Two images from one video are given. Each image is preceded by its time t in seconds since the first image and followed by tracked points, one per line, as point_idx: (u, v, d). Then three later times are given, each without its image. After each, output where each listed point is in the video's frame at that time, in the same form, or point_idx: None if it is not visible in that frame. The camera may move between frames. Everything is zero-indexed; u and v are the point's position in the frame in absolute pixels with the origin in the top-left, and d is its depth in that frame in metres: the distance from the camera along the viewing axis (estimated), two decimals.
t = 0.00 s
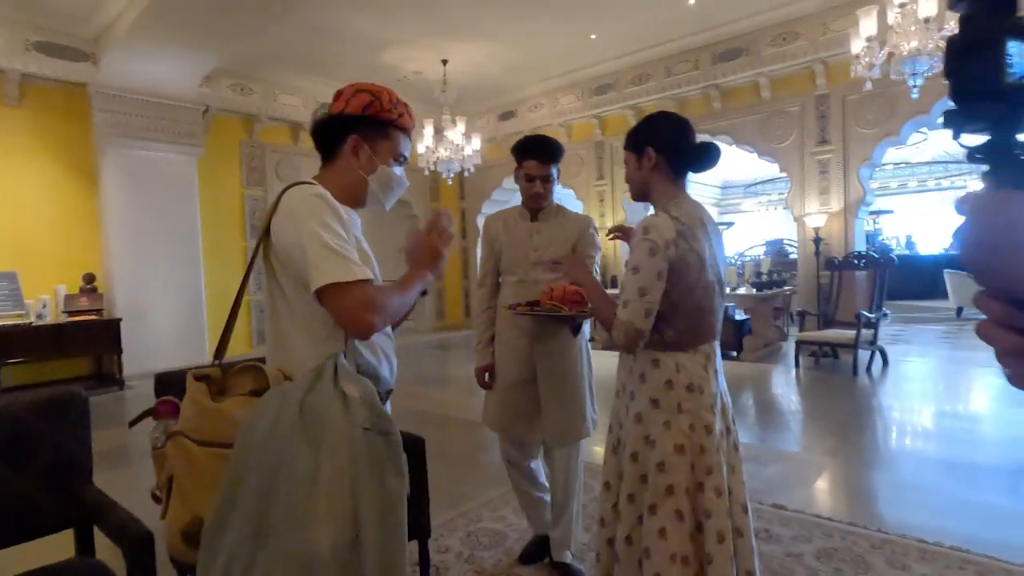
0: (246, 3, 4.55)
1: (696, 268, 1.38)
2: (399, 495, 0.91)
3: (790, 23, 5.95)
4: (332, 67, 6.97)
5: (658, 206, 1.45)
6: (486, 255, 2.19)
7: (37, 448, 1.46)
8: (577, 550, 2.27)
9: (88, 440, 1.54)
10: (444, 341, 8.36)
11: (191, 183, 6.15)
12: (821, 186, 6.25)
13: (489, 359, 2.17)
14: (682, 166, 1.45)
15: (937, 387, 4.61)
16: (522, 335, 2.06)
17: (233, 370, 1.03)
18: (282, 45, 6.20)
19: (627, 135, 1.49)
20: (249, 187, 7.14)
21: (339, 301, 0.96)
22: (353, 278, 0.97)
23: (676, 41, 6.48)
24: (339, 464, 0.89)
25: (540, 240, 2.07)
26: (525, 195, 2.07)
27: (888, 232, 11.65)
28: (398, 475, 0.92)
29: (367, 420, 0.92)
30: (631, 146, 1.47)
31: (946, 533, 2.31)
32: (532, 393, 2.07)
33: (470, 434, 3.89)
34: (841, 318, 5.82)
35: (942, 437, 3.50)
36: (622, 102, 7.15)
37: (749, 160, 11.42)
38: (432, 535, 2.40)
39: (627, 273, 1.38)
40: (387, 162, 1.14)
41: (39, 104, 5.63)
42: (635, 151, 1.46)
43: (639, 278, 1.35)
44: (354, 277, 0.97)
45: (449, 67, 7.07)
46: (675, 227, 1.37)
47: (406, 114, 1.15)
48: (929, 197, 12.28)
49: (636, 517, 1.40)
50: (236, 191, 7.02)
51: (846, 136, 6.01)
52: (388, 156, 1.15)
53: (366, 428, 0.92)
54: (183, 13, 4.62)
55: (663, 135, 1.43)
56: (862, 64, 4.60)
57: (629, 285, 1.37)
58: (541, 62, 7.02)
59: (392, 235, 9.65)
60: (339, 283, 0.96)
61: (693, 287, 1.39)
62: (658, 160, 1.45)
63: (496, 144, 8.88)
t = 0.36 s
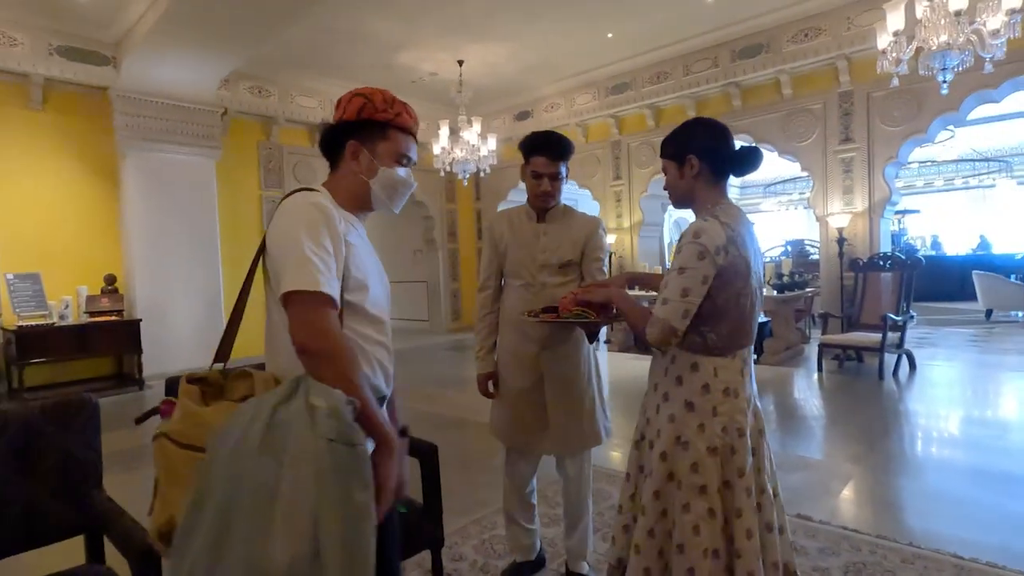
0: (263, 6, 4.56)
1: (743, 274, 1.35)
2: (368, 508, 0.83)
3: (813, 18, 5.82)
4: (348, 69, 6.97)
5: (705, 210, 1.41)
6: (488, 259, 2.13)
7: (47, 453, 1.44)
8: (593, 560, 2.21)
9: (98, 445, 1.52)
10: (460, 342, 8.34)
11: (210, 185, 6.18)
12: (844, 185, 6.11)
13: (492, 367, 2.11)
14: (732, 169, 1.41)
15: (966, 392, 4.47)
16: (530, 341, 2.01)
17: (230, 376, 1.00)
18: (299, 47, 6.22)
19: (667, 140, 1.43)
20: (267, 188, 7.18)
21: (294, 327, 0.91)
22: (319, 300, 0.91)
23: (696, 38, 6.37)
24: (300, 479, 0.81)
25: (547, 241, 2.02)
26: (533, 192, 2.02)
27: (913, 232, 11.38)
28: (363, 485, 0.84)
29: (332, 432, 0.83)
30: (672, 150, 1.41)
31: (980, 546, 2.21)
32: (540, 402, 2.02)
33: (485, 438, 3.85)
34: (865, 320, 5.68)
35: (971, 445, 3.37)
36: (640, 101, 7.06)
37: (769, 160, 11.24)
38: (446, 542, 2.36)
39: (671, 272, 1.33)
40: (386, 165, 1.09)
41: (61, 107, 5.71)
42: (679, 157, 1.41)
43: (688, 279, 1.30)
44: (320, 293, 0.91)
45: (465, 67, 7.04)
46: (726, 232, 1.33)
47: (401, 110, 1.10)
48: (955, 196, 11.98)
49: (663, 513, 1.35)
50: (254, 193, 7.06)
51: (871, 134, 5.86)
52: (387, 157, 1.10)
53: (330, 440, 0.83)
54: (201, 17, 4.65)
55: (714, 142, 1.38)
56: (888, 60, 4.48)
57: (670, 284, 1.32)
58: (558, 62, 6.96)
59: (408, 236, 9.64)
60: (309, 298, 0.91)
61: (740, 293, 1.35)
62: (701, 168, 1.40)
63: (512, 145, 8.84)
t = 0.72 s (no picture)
0: (280, 10, 4.58)
1: (771, 271, 1.30)
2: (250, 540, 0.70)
3: (837, 12, 5.70)
4: (364, 70, 6.98)
5: (730, 206, 1.35)
6: (493, 260, 2.10)
7: (59, 454, 1.44)
8: (608, 568, 2.16)
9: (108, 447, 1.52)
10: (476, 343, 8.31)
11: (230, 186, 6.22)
12: (869, 183, 5.96)
13: (498, 370, 2.07)
14: (764, 166, 1.35)
15: (997, 396, 4.33)
16: (537, 343, 1.97)
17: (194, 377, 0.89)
18: (316, 49, 6.24)
19: (682, 138, 1.38)
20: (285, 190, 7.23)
21: (239, 336, 0.76)
22: (268, 303, 0.77)
23: (716, 35, 6.27)
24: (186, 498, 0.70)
25: (553, 241, 1.98)
26: (535, 189, 1.98)
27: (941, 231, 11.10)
28: (233, 521, 0.69)
29: (220, 445, 0.70)
30: (690, 147, 1.36)
31: (1015, 559, 2.12)
32: (547, 406, 1.97)
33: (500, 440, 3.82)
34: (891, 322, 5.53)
35: (1002, 451, 3.25)
36: (658, 100, 6.97)
37: (791, 158, 11.05)
38: (458, 547, 2.32)
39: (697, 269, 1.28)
40: (324, 146, 0.95)
41: (85, 111, 5.80)
42: (699, 153, 1.35)
43: (717, 275, 1.25)
44: (270, 296, 0.77)
45: (481, 67, 7.02)
46: (753, 227, 1.28)
47: (343, 82, 0.96)
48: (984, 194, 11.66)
49: (702, 521, 1.29)
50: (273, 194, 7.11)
51: (896, 130, 5.71)
52: (332, 136, 0.96)
53: (218, 454, 0.70)
54: (219, 21, 4.68)
55: (735, 136, 1.33)
56: (916, 54, 4.34)
57: (693, 280, 1.27)
58: (575, 60, 6.90)
59: (425, 237, 9.65)
60: (260, 302, 0.77)
61: (769, 290, 1.30)
62: (722, 165, 1.34)
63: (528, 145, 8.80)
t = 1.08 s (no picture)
0: (279, 10, 4.56)
1: (771, 270, 1.26)
2: None
3: (841, 10, 5.65)
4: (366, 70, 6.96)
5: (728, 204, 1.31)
6: (499, 259, 2.07)
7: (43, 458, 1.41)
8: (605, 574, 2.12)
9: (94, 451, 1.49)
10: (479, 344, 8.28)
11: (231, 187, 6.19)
12: (874, 182, 5.89)
13: (501, 369, 2.03)
14: (763, 164, 1.32)
15: (1004, 397, 4.27)
16: (538, 343, 1.93)
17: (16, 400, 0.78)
18: (317, 49, 6.23)
19: (678, 135, 1.34)
20: (287, 190, 7.22)
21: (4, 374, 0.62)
22: (35, 336, 0.62)
23: (719, 33, 6.22)
24: None
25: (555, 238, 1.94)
26: (536, 187, 1.96)
27: (947, 230, 11.01)
28: None
29: None
30: (688, 144, 1.32)
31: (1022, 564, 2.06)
32: (546, 407, 1.94)
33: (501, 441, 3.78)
34: (896, 323, 5.47)
35: (1009, 454, 3.20)
36: (661, 98, 6.92)
37: (796, 157, 10.99)
38: (454, 552, 2.28)
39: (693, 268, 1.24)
40: (162, 141, 0.80)
41: (87, 112, 5.80)
42: (699, 150, 1.31)
43: (718, 277, 1.21)
44: (41, 328, 0.62)
45: (483, 67, 6.98)
46: (753, 226, 1.24)
47: (179, 61, 0.79)
48: (992, 193, 11.55)
49: (708, 532, 1.25)
50: (274, 195, 7.10)
51: (902, 128, 5.65)
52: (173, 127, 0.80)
53: None
54: (219, 21, 4.66)
55: (734, 132, 1.29)
56: (921, 51, 4.29)
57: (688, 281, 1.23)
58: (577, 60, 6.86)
59: (427, 238, 9.63)
60: (27, 337, 0.62)
61: (769, 289, 1.26)
62: (722, 162, 1.30)
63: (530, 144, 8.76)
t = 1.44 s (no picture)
0: (271, 8, 4.52)
1: (763, 263, 1.23)
2: None
3: (837, 5, 5.62)
4: (360, 68, 6.92)
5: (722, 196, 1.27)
6: (501, 255, 2.05)
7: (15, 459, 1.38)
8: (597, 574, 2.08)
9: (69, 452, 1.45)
10: (475, 342, 8.25)
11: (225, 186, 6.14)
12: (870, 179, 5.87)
13: (505, 364, 2.02)
14: (757, 160, 1.29)
15: (1002, 394, 4.24)
16: (538, 337, 1.90)
17: None
18: (311, 48, 6.19)
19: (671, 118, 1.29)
20: (282, 189, 7.18)
21: None
22: None
23: (714, 30, 6.19)
24: None
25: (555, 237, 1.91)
26: (540, 185, 1.93)
27: (945, 227, 11.00)
28: None
29: None
30: (688, 128, 1.26)
31: (1018, 562, 2.03)
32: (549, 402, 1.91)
33: (495, 440, 3.75)
34: (894, 320, 5.44)
35: (1007, 451, 3.17)
36: (657, 96, 6.89)
37: (793, 154, 10.97)
38: (444, 552, 2.25)
39: (686, 257, 1.20)
40: None
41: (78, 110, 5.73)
42: (700, 137, 1.26)
43: (710, 270, 1.18)
44: None
45: (477, 64, 6.94)
46: (745, 218, 1.21)
47: None
48: (990, 190, 11.55)
49: (699, 530, 1.22)
50: (269, 193, 7.06)
51: (898, 124, 5.62)
52: None
53: None
54: (210, 19, 4.61)
55: (729, 123, 1.27)
56: (917, 46, 4.26)
57: (681, 272, 1.20)
58: (572, 57, 6.83)
59: (424, 236, 9.60)
60: None
61: (760, 282, 1.23)
62: (718, 152, 1.27)
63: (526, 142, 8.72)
